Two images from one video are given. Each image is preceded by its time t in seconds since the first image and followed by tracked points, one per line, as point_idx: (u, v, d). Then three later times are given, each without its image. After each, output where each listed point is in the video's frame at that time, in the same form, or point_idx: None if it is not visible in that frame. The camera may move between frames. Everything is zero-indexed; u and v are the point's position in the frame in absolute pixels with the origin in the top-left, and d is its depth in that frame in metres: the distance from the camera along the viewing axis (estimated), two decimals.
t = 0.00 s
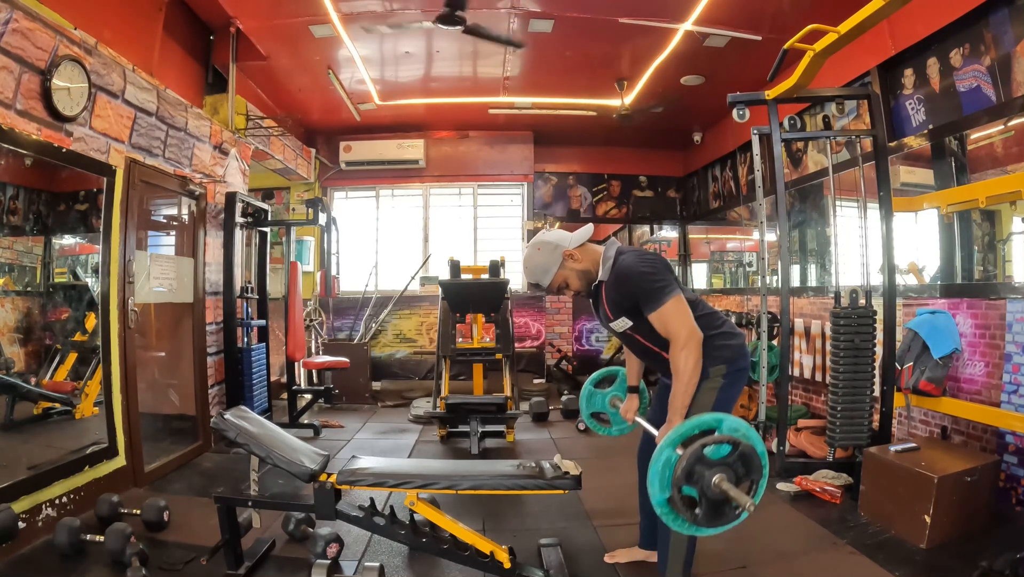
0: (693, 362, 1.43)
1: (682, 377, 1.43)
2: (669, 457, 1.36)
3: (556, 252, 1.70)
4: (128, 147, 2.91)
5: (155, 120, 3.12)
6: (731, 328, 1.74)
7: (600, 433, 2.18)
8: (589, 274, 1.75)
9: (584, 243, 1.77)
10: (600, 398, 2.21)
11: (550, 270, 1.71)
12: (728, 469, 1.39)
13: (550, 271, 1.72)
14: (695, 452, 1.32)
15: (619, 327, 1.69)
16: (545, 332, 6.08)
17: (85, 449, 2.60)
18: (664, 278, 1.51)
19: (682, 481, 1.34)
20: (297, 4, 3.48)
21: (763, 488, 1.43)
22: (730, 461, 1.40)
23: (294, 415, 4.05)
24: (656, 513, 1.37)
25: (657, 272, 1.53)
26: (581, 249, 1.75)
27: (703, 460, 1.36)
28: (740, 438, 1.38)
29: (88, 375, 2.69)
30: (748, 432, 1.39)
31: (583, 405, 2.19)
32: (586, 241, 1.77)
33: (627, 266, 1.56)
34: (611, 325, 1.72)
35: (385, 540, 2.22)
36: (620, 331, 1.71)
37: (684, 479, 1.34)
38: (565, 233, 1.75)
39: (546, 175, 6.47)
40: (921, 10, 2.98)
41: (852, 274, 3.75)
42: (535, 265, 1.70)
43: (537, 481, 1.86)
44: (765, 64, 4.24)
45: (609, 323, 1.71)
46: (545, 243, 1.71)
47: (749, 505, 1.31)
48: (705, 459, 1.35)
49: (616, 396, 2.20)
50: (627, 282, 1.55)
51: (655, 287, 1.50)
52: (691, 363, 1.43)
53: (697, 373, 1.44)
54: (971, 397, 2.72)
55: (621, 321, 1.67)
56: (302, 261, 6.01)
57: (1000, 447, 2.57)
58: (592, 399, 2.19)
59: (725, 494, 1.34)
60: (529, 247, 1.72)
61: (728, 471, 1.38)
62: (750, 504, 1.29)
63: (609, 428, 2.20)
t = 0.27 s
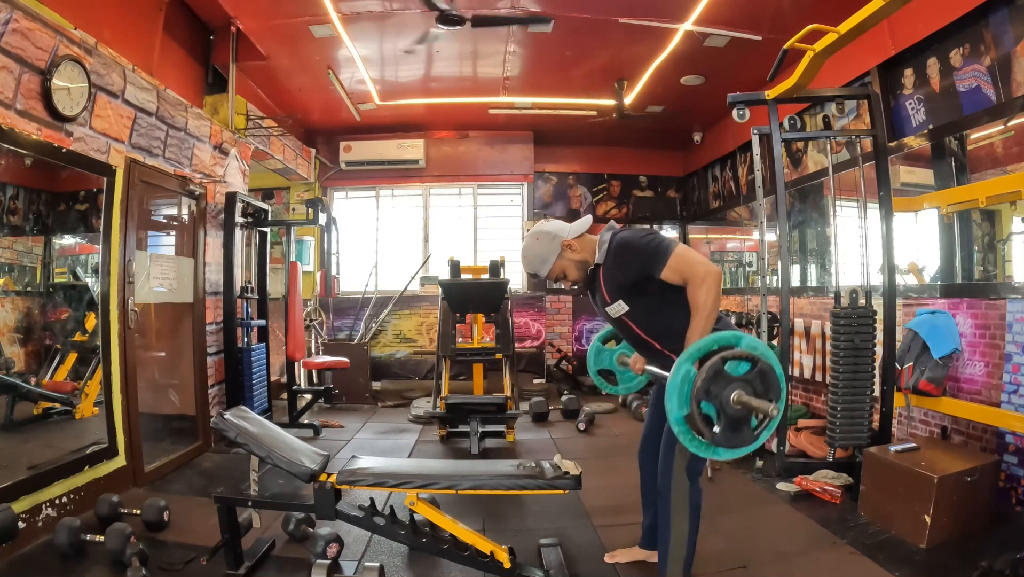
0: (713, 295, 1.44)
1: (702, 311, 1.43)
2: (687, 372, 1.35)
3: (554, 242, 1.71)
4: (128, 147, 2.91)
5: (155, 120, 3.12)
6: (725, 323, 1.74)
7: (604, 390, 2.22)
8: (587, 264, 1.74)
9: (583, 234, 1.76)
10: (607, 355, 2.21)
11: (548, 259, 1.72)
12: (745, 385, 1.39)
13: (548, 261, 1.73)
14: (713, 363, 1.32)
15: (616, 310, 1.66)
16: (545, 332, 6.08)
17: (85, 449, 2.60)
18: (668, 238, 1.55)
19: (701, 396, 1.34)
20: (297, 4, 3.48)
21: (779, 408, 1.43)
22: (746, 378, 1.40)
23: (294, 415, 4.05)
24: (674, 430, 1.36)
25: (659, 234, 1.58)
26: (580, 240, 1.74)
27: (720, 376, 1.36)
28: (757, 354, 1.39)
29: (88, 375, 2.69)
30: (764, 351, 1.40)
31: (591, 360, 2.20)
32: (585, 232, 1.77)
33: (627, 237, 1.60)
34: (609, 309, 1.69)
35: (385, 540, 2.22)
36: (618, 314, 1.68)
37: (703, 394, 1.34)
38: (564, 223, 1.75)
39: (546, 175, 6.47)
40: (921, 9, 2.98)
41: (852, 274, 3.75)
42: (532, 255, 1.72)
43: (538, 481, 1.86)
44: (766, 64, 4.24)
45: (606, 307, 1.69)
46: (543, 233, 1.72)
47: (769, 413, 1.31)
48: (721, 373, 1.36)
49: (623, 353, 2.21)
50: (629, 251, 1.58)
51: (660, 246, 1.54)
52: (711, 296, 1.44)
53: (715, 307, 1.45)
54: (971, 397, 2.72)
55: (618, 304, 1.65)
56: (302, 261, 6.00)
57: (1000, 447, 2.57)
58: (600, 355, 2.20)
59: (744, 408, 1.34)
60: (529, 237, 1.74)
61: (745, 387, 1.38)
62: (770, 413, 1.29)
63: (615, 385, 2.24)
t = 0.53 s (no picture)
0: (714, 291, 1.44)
1: (703, 305, 1.44)
2: (688, 364, 1.37)
3: (554, 242, 1.71)
4: (128, 147, 2.91)
5: (155, 120, 3.12)
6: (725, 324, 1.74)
7: (602, 385, 2.23)
8: (586, 265, 1.74)
9: (582, 233, 1.76)
10: (607, 351, 2.21)
11: (548, 259, 1.72)
12: (745, 378, 1.41)
13: (548, 261, 1.73)
14: (714, 354, 1.35)
15: (616, 309, 1.66)
16: (545, 332, 6.08)
17: (85, 449, 2.60)
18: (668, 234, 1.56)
19: (703, 388, 1.35)
20: (297, 4, 3.48)
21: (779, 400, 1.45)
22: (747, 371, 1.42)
23: (294, 415, 4.05)
24: (674, 422, 1.37)
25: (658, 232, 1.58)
26: (579, 240, 1.74)
27: (722, 368, 1.38)
28: (757, 346, 1.41)
29: (88, 375, 2.69)
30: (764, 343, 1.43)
31: (589, 356, 2.21)
32: (585, 231, 1.77)
33: (627, 233, 1.61)
34: (608, 308, 1.69)
35: (385, 540, 2.22)
36: (617, 314, 1.68)
37: (704, 386, 1.35)
38: (564, 224, 1.75)
39: (546, 175, 6.47)
40: (921, 9, 2.98)
41: (852, 274, 3.75)
42: (532, 256, 1.72)
43: (537, 481, 1.86)
44: (765, 64, 4.24)
45: (605, 305, 1.68)
46: (543, 234, 1.72)
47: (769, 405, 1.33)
48: (722, 366, 1.38)
49: (623, 349, 2.20)
50: (630, 246, 1.58)
51: (660, 241, 1.54)
52: (712, 290, 1.44)
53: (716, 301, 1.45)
54: (971, 397, 2.73)
55: (617, 302, 1.64)
56: (302, 261, 6.00)
57: (1000, 447, 2.57)
58: (599, 351, 2.20)
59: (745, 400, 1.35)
60: (528, 237, 1.74)
61: (745, 379, 1.40)
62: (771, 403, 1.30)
63: (614, 381, 2.24)
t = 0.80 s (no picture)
0: (701, 334, 1.46)
1: (690, 351, 1.45)
2: (675, 421, 1.37)
3: (551, 246, 1.70)
4: (128, 147, 2.91)
5: (155, 120, 3.12)
6: (725, 325, 1.74)
7: (600, 416, 2.17)
8: (585, 267, 1.74)
9: (580, 236, 1.76)
10: (600, 380, 2.24)
11: (546, 263, 1.72)
12: (734, 432, 1.39)
13: (547, 264, 1.73)
14: (700, 412, 1.33)
15: (612, 319, 1.70)
16: (545, 332, 6.08)
17: (85, 449, 2.60)
18: (666, 260, 1.54)
19: (689, 445, 1.34)
20: (297, 4, 3.48)
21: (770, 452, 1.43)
22: (735, 425, 1.40)
23: (294, 415, 4.05)
24: (662, 478, 1.37)
25: (657, 255, 1.55)
26: (577, 243, 1.74)
27: (709, 424, 1.36)
28: (744, 400, 1.39)
29: (88, 375, 2.69)
30: (752, 395, 1.41)
31: (584, 386, 2.22)
32: (583, 234, 1.76)
33: (626, 249, 1.59)
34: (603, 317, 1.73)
35: (385, 540, 2.22)
36: (612, 323, 1.72)
37: (690, 443, 1.34)
38: (562, 226, 1.75)
39: (546, 175, 6.47)
40: (921, 9, 2.98)
41: (852, 274, 3.75)
42: (530, 259, 1.72)
43: (537, 481, 1.86)
44: (765, 64, 4.24)
45: (604, 314, 1.70)
46: (541, 237, 1.71)
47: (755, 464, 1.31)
48: (710, 422, 1.36)
49: (616, 378, 2.24)
50: (627, 266, 1.57)
51: (657, 268, 1.53)
52: (698, 335, 1.45)
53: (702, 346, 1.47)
54: (971, 397, 2.73)
55: (615, 312, 1.67)
56: (302, 261, 6.01)
57: (1000, 447, 2.57)
58: (592, 381, 2.22)
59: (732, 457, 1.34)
60: (526, 241, 1.72)
61: (734, 434, 1.39)
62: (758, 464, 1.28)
63: (610, 411, 2.19)
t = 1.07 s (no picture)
0: (683, 371, 1.46)
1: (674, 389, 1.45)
2: (664, 472, 1.37)
3: (550, 253, 1.70)
4: (128, 147, 2.91)
5: (155, 120, 3.12)
6: (725, 326, 1.74)
7: (602, 440, 2.17)
8: (584, 272, 1.74)
9: (577, 241, 1.77)
10: (597, 405, 2.26)
11: (545, 272, 1.71)
12: (722, 476, 1.41)
13: (546, 272, 1.72)
14: (687, 463, 1.34)
15: (612, 327, 1.70)
16: (545, 332, 6.08)
17: (85, 449, 2.60)
18: (660, 285, 1.52)
19: (679, 495, 1.36)
20: (297, 5, 3.48)
21: (760, 488, 1.44)
22: (723, 468, 1.42)
23: (294, 415, 4.05)
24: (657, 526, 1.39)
25: (651, 277, 1.53)
26: (574, 248, 1.75)
27: (697, 471, 1.38)
28: (729, 444, 1.40)
29: (88, 375, 2.69)
30: (737, 436, 1.41)
31: (581, 414, 2.23)
32: (580, 239, 1.77)
33: (623, 267, 1.56)
34: (602, 325, 1.74)
35: (385, 540, 2.22)
36: (612, 331, 1.73)
37: (681, 494, 1.36)
38: (558, 232, 1.75)
39: (546, 175, 6.47)
40: (921, 10, 2.98)
41: (852, 274, 3.75)
42: (529, 266, 1.70)
43: (537, 481, 1.86)
44: (765, 64, 4.24)
45: (603, 323, 1.71)
46: (539, 245, 1.70)
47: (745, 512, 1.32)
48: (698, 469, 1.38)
49: (611, 401, 2.25)
50: (624, 284, 1.55)
51: (650, 292, 1.51)
52: (681, 371, 1.45)
53: (686, 380, 1.46)
54: (971, 397, 2.72)
55: (615, 320, 1.67)
56: (302, 261, 6.01)
57: (1000, 447, 2.57)
58: (588, 407, 2.24)
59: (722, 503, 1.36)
60: (524, 250, 1.71)
61: (722, 478, 1.40)
62: (746, 512, 1.30)
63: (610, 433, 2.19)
